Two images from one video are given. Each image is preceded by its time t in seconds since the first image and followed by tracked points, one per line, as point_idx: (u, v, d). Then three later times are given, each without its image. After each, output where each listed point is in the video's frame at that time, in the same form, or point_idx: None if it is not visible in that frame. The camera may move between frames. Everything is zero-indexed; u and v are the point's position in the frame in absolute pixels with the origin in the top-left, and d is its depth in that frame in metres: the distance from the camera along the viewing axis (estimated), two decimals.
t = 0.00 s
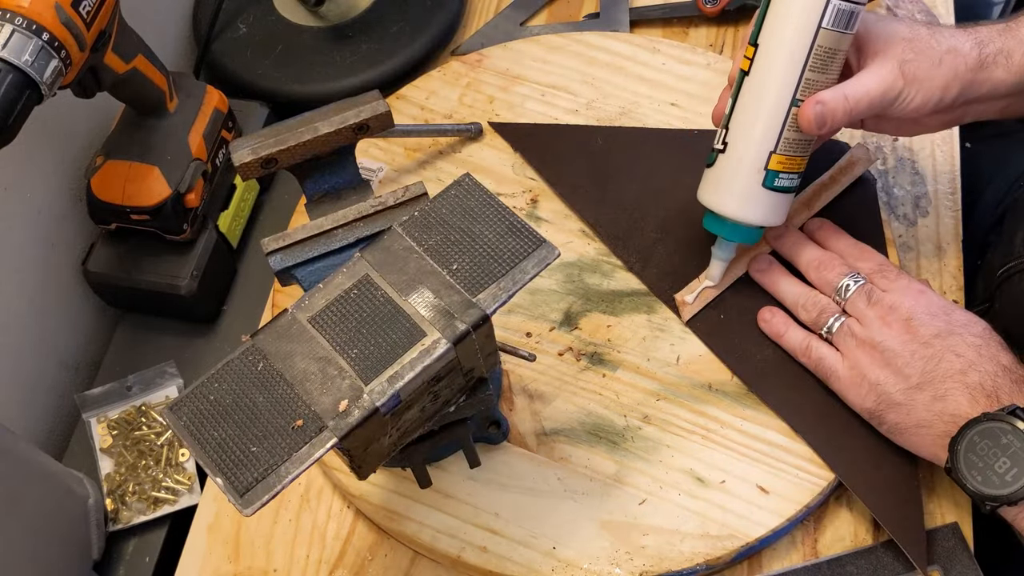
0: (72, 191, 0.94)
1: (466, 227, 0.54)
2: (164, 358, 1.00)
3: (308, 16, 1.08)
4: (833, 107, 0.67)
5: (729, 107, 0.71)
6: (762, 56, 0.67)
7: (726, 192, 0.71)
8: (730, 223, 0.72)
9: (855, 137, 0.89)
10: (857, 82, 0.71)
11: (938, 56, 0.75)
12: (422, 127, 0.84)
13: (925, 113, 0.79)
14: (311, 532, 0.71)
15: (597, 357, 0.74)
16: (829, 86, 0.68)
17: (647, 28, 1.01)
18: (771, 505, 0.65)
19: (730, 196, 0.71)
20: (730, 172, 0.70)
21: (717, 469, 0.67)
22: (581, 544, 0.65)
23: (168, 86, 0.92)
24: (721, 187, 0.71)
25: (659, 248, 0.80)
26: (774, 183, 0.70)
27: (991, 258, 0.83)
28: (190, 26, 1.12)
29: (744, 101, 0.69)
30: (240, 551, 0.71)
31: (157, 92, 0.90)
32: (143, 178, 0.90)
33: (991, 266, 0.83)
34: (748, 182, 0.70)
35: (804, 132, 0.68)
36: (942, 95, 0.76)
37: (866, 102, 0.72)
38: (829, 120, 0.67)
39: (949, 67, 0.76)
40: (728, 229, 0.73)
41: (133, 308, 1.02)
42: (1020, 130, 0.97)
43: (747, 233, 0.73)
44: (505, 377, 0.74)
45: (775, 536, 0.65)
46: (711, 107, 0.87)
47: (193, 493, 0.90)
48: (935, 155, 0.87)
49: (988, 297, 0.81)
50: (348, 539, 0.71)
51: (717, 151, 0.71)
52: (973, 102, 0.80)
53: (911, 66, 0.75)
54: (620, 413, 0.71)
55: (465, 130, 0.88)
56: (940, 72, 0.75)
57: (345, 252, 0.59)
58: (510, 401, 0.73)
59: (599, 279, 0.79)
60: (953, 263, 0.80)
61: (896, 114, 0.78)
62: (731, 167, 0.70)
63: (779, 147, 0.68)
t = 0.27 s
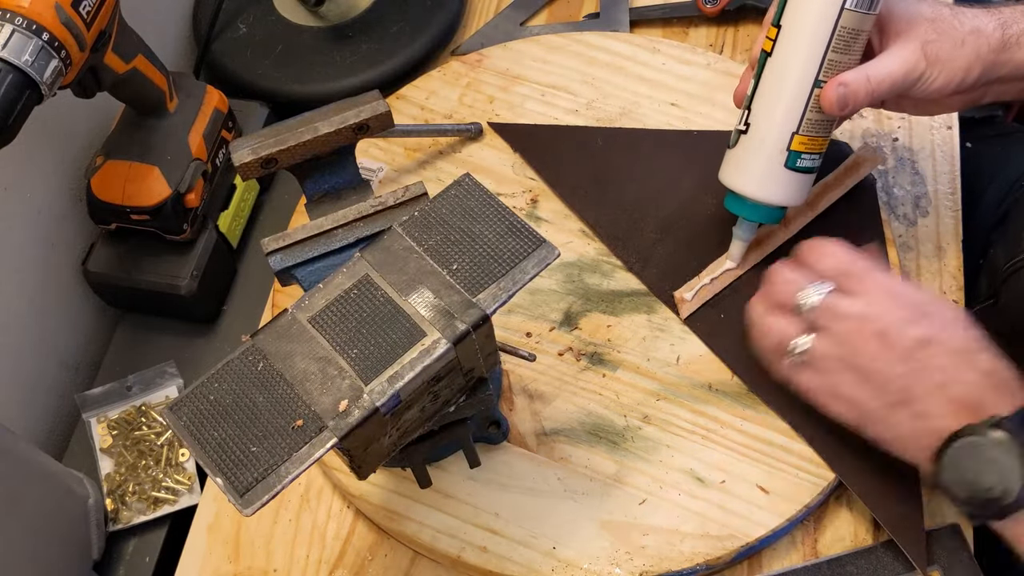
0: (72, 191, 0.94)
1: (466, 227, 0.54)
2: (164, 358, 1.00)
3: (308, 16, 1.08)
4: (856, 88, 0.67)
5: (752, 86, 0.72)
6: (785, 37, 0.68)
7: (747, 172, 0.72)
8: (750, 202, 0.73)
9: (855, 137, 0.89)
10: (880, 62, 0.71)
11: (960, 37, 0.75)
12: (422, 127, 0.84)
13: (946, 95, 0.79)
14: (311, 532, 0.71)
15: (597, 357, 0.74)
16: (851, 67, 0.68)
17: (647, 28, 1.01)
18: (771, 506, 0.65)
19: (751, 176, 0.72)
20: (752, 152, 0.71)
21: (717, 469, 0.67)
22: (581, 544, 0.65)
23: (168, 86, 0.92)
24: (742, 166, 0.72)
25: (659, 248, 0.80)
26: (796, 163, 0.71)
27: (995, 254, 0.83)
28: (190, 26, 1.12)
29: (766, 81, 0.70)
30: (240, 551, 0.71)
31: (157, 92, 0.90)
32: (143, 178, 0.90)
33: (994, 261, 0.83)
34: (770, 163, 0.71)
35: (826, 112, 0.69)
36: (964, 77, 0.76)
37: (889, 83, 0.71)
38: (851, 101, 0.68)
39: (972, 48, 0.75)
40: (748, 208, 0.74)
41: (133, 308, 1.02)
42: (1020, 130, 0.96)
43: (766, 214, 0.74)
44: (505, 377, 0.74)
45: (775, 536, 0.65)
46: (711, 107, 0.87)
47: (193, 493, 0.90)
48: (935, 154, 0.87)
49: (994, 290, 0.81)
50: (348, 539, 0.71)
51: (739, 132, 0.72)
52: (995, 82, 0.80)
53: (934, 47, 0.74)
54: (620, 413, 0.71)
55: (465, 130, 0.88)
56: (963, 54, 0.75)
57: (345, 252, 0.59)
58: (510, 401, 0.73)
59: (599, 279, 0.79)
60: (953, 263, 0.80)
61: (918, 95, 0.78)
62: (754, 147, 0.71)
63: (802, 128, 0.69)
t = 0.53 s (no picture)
0: (72, 191, 0.94)
1: (466, 227, 0.54)
2: (164, 358, 1.00)
3: (308, 16, 1.08)
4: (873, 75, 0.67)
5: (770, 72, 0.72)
6: (802, 23, 0.68)
7: (765, 158, 0.73)
8: (766, 188, 0.74)
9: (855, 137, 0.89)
10: (897, 50, 0.71)
11: (979, 26, 0.73)
12: (422, 127, 0.84)
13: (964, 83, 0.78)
14: (311, 532, 0.71)
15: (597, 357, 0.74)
16: (869, 53, 0.68)
17: (647, 28, 1.01)
18: (771, 506, 0.65)
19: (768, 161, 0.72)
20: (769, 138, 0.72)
21: (717, 469, 0.67)
22: (581, 544, 0.65)
23: (168, 86, 0.92)
24: (759, 152, 0.72)
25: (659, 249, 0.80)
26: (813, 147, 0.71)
27: (998, 253, 0.83)
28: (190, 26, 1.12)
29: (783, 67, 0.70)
30: (240, 551, 0.71)
31: (157, 92, 0.90)
32: (143, 178, 0.90)
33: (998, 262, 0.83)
34: (787, 148, 0.71)
35: (842, 98, 0.69)
36: (982, 64, 0.75)
37: (906, 70, 0.71)
38: (868, 87, 0.68)
39: (990, 37, 0.74)
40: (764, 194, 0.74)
41: (133, 308, 1.02)
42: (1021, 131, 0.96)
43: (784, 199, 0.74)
44: (505, 377, 0.74)
45: (774, 537, 0.65)
46: (711, 107, 0.87)
47: (194, 493, 0.90)
48: (935, 154, 0.87)
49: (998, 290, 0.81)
50: (348, 539, 0.71)
51: (756, 117, 0.73)
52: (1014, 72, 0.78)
53: (951, 35, 0.73)
54: (620, 413, 0.71)
55: (465, 130, 0.88)
56: (981, 43, 0.73)
57: (345, 252, 0.59)
58: (510, 401, 0.73)
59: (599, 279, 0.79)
60: (953, 263, 0.80)
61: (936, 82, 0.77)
62: (772, 132, 0.71)
63: (818, 113, 0.69)
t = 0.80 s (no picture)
0: (72, 191, 0.94)
1: (465, 227, 0.54)
2: (164, 358, 1.00)
3: (308, 16, 1.08)
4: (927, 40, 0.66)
5: (823, 38, 0.73)
6: None
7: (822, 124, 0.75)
8: (825, 153, 0.77)
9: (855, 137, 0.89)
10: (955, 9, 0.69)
11: None
12: (422, 127, 0.84)
13: None
14: (311, 532, 0.71)
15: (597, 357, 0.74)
16: (924, 15, 0.67)
17: (647, 28, 1.01)
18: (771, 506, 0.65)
19: (823, 129, 0.75)
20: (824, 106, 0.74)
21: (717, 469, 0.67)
22: (581, 544, 0.65)
23: (168, 86, 0.92)
24: (817, 119, 0.75)
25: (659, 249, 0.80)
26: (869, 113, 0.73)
27: (1000, 251, 0.83)
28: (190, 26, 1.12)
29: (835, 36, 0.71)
30: (240, 551, 0.71)
31: (157, 92, 0.90)
32: (143, 178, 0.90)
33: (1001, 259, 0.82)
34: (843, 115, 0.73)
35: (896, 65, 0.69)
36: None
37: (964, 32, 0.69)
38: (922, 53, 0.67)
39: None
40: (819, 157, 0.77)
41: (133, 308, 1.02)
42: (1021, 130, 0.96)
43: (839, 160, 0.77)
44: (505, 377, 0.74)
45: (774, 537, 0.65)
46: (711, 107, 0.87)
47: (194, 493, 0.90)
48: (935, 154, 0.87)
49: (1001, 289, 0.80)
50: (348, 539, 0.71)
51: (811, 84, 0.74)
52: None
53: None
54: (619, 413, 0.71)
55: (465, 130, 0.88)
56: None
57: (345, 252, 0.59)
58: (510, 402, 0.73)
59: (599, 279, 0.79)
60: (953, 263, 0.80)
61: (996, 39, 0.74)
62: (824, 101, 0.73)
63: (873, 81, 0.70)
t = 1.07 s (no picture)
0: (72, 191, 0.94)
1: (465, 228, 0.54)
2: (164, 358, 1.00)
3: (308, 16, 1.08)
4: None
5: None
6: None
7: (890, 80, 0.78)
8: (894, 106, 0.80)
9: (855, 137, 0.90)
10: None
11: None
12: (422, 127, 0.84)
13: None
14: (311, 532, 0.71)
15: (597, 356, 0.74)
16: None
17: (648, 28, 1.01)
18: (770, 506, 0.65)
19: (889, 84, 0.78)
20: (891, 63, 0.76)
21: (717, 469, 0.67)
22: (581, 544, 0.65)
23: (168, 86, 0.92)
24: (885, 75, 0.78)
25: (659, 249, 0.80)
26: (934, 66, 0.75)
27: (1002, 251, 0.83)
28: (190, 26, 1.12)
29: None
30: (240, 551, 0.71)
31: (157, 92, 0.90)
32: (143, 178, 0.90)
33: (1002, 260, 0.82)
34: (907, 70, 0.76)
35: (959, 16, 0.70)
36: None
37: None
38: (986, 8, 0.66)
39: None
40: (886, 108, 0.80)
41: (133, 308, 1.02)
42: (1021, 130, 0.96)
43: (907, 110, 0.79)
44: (505, 377, 0.74)
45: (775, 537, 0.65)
46: (711, 107, 0.87)
47: (193, 493, 0.90)
48: (935, 154, 0.87)
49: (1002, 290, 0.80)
50: (348, 539, 0.71)
51: (877, 43, 0.77)
52: None
53: None
54: (620, 413, 0.71)
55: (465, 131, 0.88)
56: None
57: (345, 252, 0.59)
58: (511, 402, 0.73)
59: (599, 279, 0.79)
60: (953, 263, 0.80)
61: None
62: (890, 57, 0.76)
63: (937, 36, 0.72)
